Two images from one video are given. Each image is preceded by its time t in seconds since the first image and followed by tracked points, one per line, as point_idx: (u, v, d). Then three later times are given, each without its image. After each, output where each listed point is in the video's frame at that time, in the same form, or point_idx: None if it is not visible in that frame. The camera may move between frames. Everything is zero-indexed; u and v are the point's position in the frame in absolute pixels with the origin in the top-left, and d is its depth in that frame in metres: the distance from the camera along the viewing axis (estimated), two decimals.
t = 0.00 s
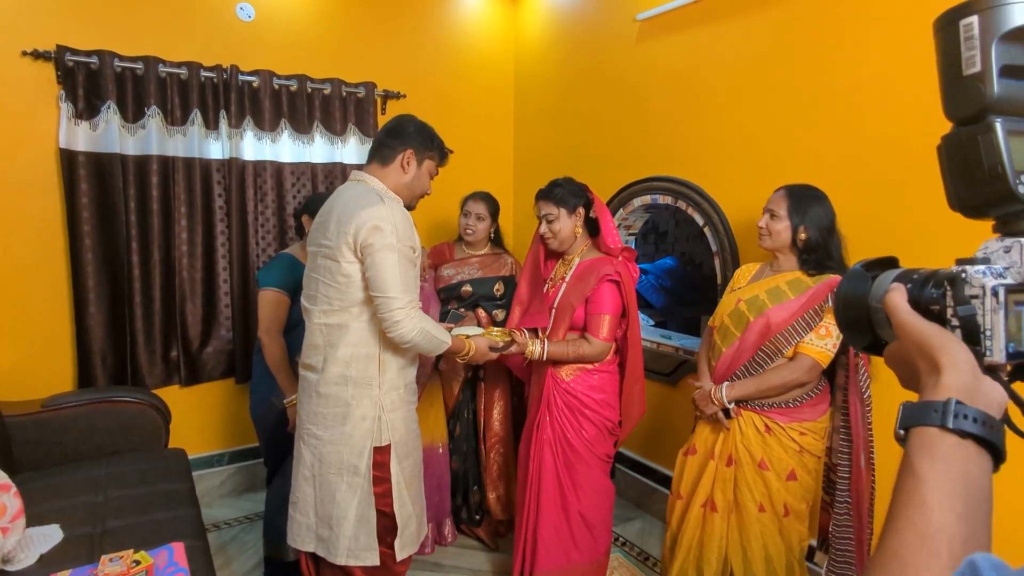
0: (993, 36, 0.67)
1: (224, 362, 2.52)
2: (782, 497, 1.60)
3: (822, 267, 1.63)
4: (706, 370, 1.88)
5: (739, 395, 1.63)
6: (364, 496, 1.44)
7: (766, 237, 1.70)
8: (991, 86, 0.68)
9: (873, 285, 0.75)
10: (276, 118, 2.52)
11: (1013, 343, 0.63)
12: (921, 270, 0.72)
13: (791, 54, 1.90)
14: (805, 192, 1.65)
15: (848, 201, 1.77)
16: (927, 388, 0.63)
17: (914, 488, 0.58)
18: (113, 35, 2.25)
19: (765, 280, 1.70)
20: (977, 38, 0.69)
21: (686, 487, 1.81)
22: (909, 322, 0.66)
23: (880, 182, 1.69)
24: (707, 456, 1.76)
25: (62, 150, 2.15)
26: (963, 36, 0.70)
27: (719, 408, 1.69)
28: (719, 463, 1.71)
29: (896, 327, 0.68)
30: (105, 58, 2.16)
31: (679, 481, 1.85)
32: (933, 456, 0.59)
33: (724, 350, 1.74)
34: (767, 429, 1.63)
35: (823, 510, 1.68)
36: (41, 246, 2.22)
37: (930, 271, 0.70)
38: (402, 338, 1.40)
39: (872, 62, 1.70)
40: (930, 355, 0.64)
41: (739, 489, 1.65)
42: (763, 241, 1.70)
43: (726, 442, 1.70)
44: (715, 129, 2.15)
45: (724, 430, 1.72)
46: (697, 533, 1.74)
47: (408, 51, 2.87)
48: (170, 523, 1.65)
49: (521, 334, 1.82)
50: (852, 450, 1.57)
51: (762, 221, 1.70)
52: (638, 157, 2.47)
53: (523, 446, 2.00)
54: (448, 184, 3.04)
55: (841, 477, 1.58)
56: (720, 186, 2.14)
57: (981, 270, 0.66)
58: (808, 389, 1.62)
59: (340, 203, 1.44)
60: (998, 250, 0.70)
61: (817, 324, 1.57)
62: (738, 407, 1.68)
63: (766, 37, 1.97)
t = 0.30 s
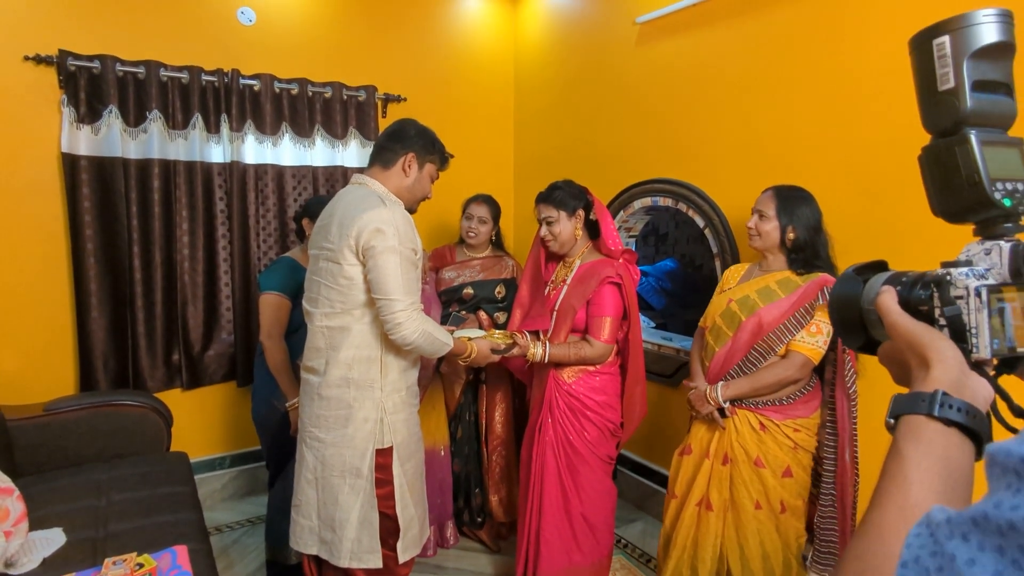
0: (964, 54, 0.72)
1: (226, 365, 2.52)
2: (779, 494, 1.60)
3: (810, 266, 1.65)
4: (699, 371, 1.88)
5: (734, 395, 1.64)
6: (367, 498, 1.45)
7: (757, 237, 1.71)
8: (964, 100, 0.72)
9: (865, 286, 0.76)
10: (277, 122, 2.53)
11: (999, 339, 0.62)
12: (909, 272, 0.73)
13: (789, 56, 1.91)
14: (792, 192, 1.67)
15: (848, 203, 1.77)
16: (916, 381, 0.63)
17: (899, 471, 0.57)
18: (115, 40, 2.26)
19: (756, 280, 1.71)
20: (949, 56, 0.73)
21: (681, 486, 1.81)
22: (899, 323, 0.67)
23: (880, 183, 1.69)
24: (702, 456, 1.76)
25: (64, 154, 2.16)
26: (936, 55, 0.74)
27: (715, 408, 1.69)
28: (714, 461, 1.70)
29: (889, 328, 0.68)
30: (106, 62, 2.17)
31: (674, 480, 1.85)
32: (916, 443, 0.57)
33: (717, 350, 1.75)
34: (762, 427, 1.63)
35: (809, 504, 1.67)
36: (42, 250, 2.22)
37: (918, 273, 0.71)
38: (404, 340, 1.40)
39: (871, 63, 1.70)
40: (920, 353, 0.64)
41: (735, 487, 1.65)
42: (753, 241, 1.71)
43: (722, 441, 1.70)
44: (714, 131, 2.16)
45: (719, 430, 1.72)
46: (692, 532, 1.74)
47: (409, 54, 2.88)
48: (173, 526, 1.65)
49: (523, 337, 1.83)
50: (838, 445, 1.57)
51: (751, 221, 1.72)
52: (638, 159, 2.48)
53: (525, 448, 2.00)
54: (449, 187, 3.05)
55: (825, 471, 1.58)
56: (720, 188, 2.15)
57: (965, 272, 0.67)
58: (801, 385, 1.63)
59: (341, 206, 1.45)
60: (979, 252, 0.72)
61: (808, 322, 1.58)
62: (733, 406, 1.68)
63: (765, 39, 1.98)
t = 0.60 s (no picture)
0: (964, 64, 0.72)
1: (227, 367, 2.52)
2: (782, 493, 1.61)
3: (799, 265, 1.66)
4: (695, 373, 1.87)
5: (733, 396, 1.63)
6: (367, 500, 1.45)
7: (745, 239, 1.72)
8: (964, 107, 0.72)
9: (867, 286, 0.77)
10: (278, 124, 2.53)
11: (997, 337, 0.62)
12: (910, 273, 0.73)
13: (790, 58, 1.91)
14: (779, 193, 1.68)
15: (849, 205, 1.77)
16: (916, 378, 0.63)
17: (898, 463, 0.57)
18: (117, 42, 2.26)
19: (746, 281, 1.72)
20: (949, 65, 0.73)
21: (682, 489, 1.80)
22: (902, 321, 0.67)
23: (881, 185, 1.69)
24: (702, 458, 1.75)
25: (64, 156, 2.16)
26: (936, 63, 0.74)
27: (714, 410, 1.68)
28: (715, 463, 1.70)
29: (891, 326, 0.68)
30: (108, 65, 2.18)
31: (675, 483, 1.84)
32: (914, 437, 0.57)
33: (712, 352, 1.75)
34: (761, 427, 1.64)
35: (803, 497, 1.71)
36: (44, 253, 2.22)
37: (918, 274, 0.71)
38: (405, 342, 1.40)
39: (873, 65, 1.70)
40: (922, 352, 0.64)
41: (737, 488, 1.65)
42: (741, 243, 1.72)
43: (722, 443, 1.69)
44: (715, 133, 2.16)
45: (719, 431, 1.71)
46: (694, 534, 1.73)
47: (410, 56, 2.89)
48: (174, 528, 1.65)
49: (524, 339, 1.83)
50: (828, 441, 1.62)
51: (740, 223, 1.72)
52: (639, 161, 2.48)
53: (525, 451, 2.00)
54: (450, 189, 3.05)
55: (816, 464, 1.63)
56: (721, 190, 2.15)
57: (963, 273, 0.67)
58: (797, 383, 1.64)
59: (343, 208, 1.45)
60: (978, 253, 0.71)
61: (801, 321, 1.60)
62: (732, 407, 1.67)
63: (766, 41, 1.98)
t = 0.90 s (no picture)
0: (963, 63, 0.72)
1: (227, 368, 2.52)
2: (788, 490, 1.61)
3: (793, 265, 1.66)
4: (694, 376, 1.87)
5: (735, 397, 1.63)
6: (369, 501, 1.45)
7: (737, 240, 1.72)
8: (964, 106, 0.73)
9: (866, 284, 0.77)
10: (279, 124, 2.53)
11: (996, 335, 0.63)
12: (909, 270, 0.72)
13: (790, 58, 1.91)
14: (769, 194, 1.68)
15: (849, 205, 1.78)
16: (918, 375, 0.63)
17: (899, 460, 0.57)
18: (117, 43, 2.26)
19: (741, 282, 1.72)
20: (949, 64, 0.73)
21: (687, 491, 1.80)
22: (902, 319, 0.67)
23: (881, 185, 1.69)
24: (705, 460, 1.75)
25: (65, 157, 2.16)
26: (936, 62, 0.75)
27: (716, 412, 1.68)
28: (718, 464, 1.70)
29: (891, 324, 0.68)
30: (108, 66, 2.18)
31: (679, 487, 1.84)
32: (916, 434, 0.57)
33: (711, 354, 1.74)
34: (763, 426, 1.64)
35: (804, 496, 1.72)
36: (44, 253, 2.22)
37: (917, 272, 0.71)
38: (406, 343, 1.40)
39: (873, 65, 1.70)
40: (922, 350, 0.64)
41: (742, 489, 1.65)
42: (734, 244, 1.72)
43: (725, 444, 1.69)
44: (716, 133, 2.16)
45: (721, 432, 1.71)
46: (702, 536, 1.72)
47: (410, 57, 2.89)
48: (175, 528, 1.65)
49: (524, 339, 1.83)
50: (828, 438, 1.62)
51: (731, 225, 1.72)
52: (639, 162, 2.48)
53: (526, 453, 2.00)
54: (450, 189, 3.06)
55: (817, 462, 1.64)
56: (722, 190, 2.15)
57: (963, 271, 0.67)
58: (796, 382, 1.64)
59: (344, 208, 1.45)
60: (978, 252, 0.72)
61: (799, 320, 1.61)
62: (733, 408, 1.67)
63: (766, 41, 1.98)
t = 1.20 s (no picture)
0: (968, 60, 0.72)
1: (227, 367, 2.52)
2: (786, 492, 1.61)
3: (797, 265, 1.66)
4: (695, 375, 1.86)
5: (733, 396, 1.63)
6: (368, 501, 1.44)
7: (741, 240, 1.72)
8: (968, 103, 0.72)
9: (872, 283, 0.77)
10: (279, 124, 2.53)
11: (1002, 333, 0.63)
12: (915, 269, 0.73)
13: (791, 58, 1.91)
14: (773, 193, 1.68)
15: (850, 205, 1.77)
16: (922, 374, 0.63)
17: (906, 458, 0.57)
18: (117, 42, 2.26)
19: (744, 282, 1.72)
20: (954, 61, 0.73)
21: (685, 491, 1.79)
22: (907, 317, 0.66)
23: (882, 185, 1.69)
24: (705, 460, 1.75)
25: (65, 156, 2.16)
26: (940, 60, 0.74)
27: (714, 411, 1.67)
28: (717, 465, 1.69)
29: (896, 322, 0.68)
30: (108, 65, 2.18)
31: (678, 485, 1.84)
32: (923, 432, 0.57)
33: (712, 353, 1.74)
34: (762, 427, 1.63)
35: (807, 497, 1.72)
36: (44, 253, 2.22)
37: (923, 270, 0.71)
38: (406, 343, 1.40)
39: (874, 65, 1.70)
40: (927, 347, 0.64)
41: (740, 489, 1.64)
42: (738, 244, 1.72)
43: (724, 444, 1.69)
44: (717, 133, 2.16)
45: (720, 433, 1.71)
46: (700, 536, 1.72)
47: (411, 56, 2.89)
48: (175, 528, 1.65)
49: (524, 339, 1.83)
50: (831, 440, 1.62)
51: (735, 225, 1.72)
52: (640, 162, 2.48)
53: (527, 453, 2.00)
54: (450, 189, 3.06)
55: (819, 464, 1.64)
56: (722, 190, 2.15)
57: (969, 269, 0.67)
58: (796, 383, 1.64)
59: (345, 208, 1.45)
60: (983, 249, 0.71)
61: (799, 320, 1.60)
62: (732, 408, 1.67)
63: (767, 41, 1.98)
